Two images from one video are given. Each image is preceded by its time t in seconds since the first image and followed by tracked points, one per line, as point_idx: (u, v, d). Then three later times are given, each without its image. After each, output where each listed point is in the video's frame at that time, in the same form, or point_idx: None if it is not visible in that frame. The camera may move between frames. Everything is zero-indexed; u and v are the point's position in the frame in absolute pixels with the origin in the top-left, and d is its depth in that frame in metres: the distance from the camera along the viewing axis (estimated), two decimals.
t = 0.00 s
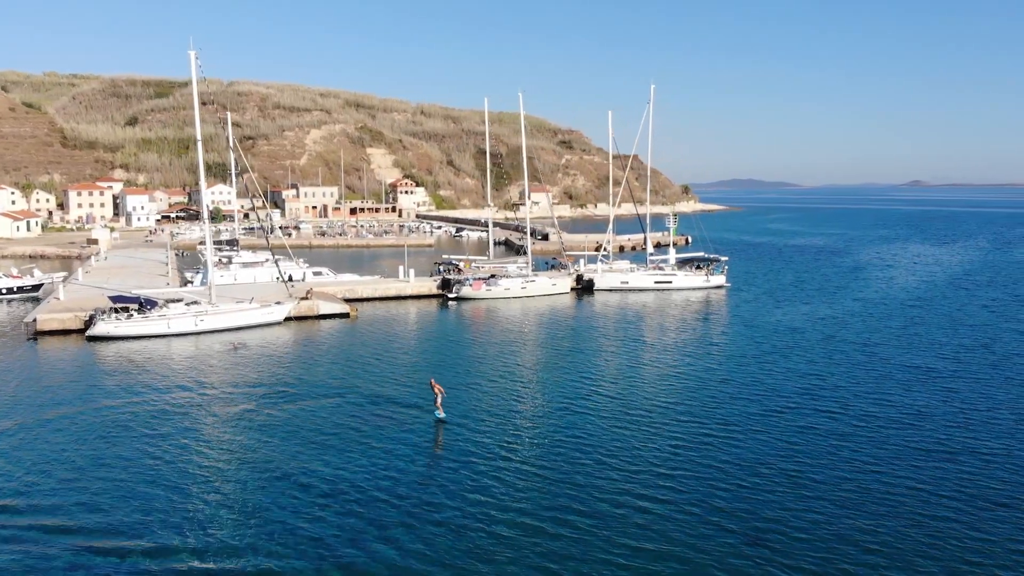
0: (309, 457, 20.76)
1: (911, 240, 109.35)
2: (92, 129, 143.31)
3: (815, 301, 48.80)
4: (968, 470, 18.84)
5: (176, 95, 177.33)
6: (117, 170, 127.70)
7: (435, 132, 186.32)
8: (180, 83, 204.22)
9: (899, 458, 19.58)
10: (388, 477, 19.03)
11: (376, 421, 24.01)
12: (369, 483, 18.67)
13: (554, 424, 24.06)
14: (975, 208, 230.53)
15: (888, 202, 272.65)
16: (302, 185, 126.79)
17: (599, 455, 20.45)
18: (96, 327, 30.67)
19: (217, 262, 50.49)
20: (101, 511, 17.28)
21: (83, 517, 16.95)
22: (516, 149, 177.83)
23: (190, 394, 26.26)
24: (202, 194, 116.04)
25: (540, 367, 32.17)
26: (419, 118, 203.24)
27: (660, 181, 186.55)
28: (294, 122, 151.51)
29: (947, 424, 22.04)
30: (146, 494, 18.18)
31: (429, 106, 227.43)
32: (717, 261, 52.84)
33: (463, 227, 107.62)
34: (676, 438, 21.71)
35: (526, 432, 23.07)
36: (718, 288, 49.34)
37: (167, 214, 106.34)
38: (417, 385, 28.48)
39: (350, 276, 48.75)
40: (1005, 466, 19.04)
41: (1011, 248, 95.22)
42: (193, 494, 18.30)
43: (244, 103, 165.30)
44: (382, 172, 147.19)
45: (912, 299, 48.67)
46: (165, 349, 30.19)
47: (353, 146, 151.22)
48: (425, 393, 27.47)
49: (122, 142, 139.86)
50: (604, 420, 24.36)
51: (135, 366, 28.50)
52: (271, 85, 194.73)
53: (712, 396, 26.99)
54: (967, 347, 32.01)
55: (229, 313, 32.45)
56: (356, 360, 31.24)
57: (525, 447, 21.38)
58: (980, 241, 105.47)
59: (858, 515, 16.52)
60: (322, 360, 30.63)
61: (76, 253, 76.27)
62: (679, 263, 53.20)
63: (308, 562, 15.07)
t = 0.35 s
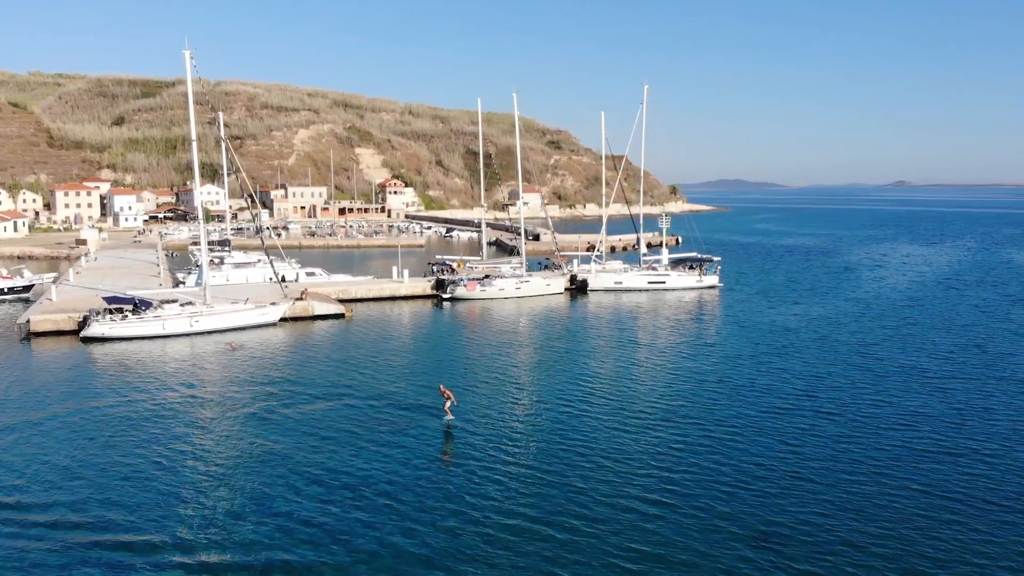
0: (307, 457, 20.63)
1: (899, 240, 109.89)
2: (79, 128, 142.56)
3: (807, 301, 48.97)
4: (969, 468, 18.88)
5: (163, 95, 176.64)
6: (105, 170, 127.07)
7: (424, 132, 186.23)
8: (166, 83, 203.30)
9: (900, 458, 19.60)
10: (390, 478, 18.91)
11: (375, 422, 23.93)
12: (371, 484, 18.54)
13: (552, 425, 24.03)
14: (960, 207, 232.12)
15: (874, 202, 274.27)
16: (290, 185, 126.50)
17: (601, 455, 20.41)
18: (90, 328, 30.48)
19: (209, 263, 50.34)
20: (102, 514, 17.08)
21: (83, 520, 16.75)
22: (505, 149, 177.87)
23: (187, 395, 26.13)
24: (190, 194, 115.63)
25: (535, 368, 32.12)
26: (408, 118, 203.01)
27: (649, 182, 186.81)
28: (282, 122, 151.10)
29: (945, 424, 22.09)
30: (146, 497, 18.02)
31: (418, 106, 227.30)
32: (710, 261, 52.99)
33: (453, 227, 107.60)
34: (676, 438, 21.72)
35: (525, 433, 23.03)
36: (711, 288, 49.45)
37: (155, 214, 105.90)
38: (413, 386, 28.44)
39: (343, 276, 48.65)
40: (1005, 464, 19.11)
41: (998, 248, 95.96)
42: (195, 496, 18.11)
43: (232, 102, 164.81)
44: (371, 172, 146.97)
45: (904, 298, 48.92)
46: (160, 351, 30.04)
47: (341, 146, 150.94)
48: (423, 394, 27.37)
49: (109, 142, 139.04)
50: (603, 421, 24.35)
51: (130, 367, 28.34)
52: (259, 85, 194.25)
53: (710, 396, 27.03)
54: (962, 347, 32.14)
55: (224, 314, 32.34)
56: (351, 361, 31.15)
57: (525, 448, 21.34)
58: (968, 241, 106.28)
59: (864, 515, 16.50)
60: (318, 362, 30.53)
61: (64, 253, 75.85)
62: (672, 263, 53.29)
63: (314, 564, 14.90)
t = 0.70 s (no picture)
0: (304, 458, 20.52)
1: (885, 240, 110.58)
2: (62, 128, 141.65)
3: (797, 301, 49.18)
4: (966, 468, 18.99)
5: (148, 95, 175.86)
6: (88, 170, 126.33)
7: (411, 132, 186.05)
8: (149, 83, 202.22)
9: (897, 457, 19.66)
10: (388, 479, 18.84)
11: (372, 422, 23.87)
12: (370, 485, 18.44)
13: (548, 424, 24.05)
14: (943, 207, 233.72)
15: (857, 202, 275.67)
16: (276, 185, 126.09)
17: (600, 455, 20.42)
18: (82, 329, 30.26)
19: (198, 263, 50.16)
20: (99, 517, 16.92)
21: (79, 524, 16.56)
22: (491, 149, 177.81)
23: (179, 397, 25.95)
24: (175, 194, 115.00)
25: (528, 369, 32.07)
26: (393, 118, 202.75)
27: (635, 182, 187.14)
28: (267, 122, 150.63)
29: (941, 423, 22.19)
30: (143, 499, 17.86)
31: (403, 106, 227.06)
32: (700, 262, 53.17)
33: (440, 228, 107.52)
34: (673, 437, 21.80)
35: (521, 433, 23.03)
36: (702, 288, 49.59)
37: (140, 215, 105.28)
38: (407, 386, 28.41)
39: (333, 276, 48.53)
40: (1001, 463, 19.21)
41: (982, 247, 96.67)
42: (192, 499, 17.95)
43: (216, 102, 164.16)
44: (357, 172, 146.69)
45: (892, 298, 49.18)
46: (152, 352, 29.87)
47: (327, 145, 150.54)
48: (417, 394, 27.30)
49: (93, 142, 138.09)
50: (599, 420, 24.41)
51: (122, 369, 28.15)
52: (244, 85, 193.63)
53: (704, 396, 27.12)
54: (953, 347, 32.34)
55: (216, 315, 32.21)
56: (344, 361, 31.09)
57: (524, 447, 21.33)
58: (952, 240, 107.10)
59: (864, 516, 16.53)
60: (310, 363, 30.45)
61: (49, 254, 75.36)
62: (662, 263, 53.43)
63: (317, 567, 14.78)
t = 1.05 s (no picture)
0: (302, 459, 20.40)
1: (872, 240, 111.20)
2: (46, 128, 140.79)
3: (788, 301, 49.40)
4: (965, 467, 19.08)
5: (133, 95, 175.08)
6: (73, 170, 125.60)
7: (398, 132, 185.83)
8: (134, 83, 201.36)
9: (896, 457, 19.73)
10: (389, 480, 18.75)
11: (369, 422, 23.81)
12: (370, 487, 18.36)
13: (546, 425, 24.05)
14: (928, 207, 235.33)
15: (842, 203, 276.91)
16: (263, 185, 125.71)
17: (600, 455, 20.41)
18: (74, 331, 30.03)
19: (189, 264, 49.93)
20: (97, 520, 16.75)
21: (78, 528, 16.36)
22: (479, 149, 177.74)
23: (173, 398, 25.79)
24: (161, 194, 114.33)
25: (523, 369, 32.05)
26: (380, 118, 202.55)
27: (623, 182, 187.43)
28: (253, 122, 150.18)
29: (936, 423, 22.30)
30: (144, 503, 17.66)
31: (390, 106, 226.87)
32: (691, 262, 53.34)
33: (428, 228, 107.39)
34: (672, 438, 21.82)
35: (519, 433, 23.01)
36: (693, 288, 49.73)
37: (126, 215, 104.67)
38: (401, 387, 28.37)
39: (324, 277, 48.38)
40: (998, 463, 19.34)
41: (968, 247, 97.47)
42: (192, 501, 17.80)
43: (202, 102, 163.56)
44: (344, 173, 146.42)
45: (882, 297, 49.55)
46: (146, 354, 29.70)
47: (314, 146, 150.16)
48: (412, 396, 27.24)
49: (78, 142, 137.12)
50: (596, 421, 24.40)
51: (115, 370, 27.98)
52: (230, 85, 193.11)
53: (700, 396, 27.17)
54: (946, 347, 32.52)
55: (209, 316, 32.09)
56: (338, 362, 31.00)
57: (523, 448, 21.31)
58: (937, 241, 107.97)
59: (867, 514, 16.55)
60: (305, 364, 30.34)
61: (36, 255, 74.85)
62: (654, 263, 53.54)
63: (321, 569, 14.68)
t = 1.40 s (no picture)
0: (305, 459, 20.37)
1: (864, 240, 111.54)
2: (37, 128, 140.12)
3: (783, 301, 49.50)
4: (968, 466, 19.15)
5: (124, 95, 174.43)
6: (64, 170, 125.04)
7: (390, 132, 185.70)
8: (124, 83, 200.70)
9: (899, 456, 19.80)
10: (392, 481, 18.72)
11: (371, 422, 23.78)
12: (375, 487, 18.32)
13: (547, 424, 24.06)
14: (917, 206, 236.35)
15: (832, 203, 277.79)
16: (254, 185, 125.40)
17: (604, 455, 20.43)
18: (71, 331, 29.92)
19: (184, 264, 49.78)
20: (104, 520, 16.71)
21: (83, 529, 16.31)
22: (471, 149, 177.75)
23: (173, 398, 25.70)
24: (152, 195, 114.00)
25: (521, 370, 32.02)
26: (371, 118, 202.35)
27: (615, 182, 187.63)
28: (245, 122, 149.86)
29: (938, 422, 22.39)
30: (147, 503, 17.58)
31: (382, 106, 226.72)
32: (687, 262, 53.43)
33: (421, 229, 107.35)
34: (675, 438, 21.84)
35: (521, 433, 23.00)
36: (690, 288, 49.80)
37: (117, 215, 104.34)
38: (400, 388, 28.34)
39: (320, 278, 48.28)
40: (1000, 461, 19.42)
41: (960, 247, 97.86)
42: (197, 501, 17.74)
43: (193, 102, 163.12)
44: (336, 173, 146.20)
45: (877, 297, 49.71)
46: (144, 354, 29.63)
47: (305, 145, 149.87)
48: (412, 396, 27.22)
49: (68, 142, 136.63)
50: (597, 420, 24.41)
51: (114, 371, 27.87)
52: (221, 85, 192.70)
53: (701, 395, 27.21)
54: (944, 347, 32.64)
55: (208, 316, 32.03)
56: (336, 363, 30.93)
57: (526, 449, 21.29)
58: (929, 241, 108.41)
59: (873, 515, 16.62)
60: (304, 364, 30.26)
61: (28, 255, 74.51)
62: (650, 263, 53.60)
63: (329, 571, 14.65)
